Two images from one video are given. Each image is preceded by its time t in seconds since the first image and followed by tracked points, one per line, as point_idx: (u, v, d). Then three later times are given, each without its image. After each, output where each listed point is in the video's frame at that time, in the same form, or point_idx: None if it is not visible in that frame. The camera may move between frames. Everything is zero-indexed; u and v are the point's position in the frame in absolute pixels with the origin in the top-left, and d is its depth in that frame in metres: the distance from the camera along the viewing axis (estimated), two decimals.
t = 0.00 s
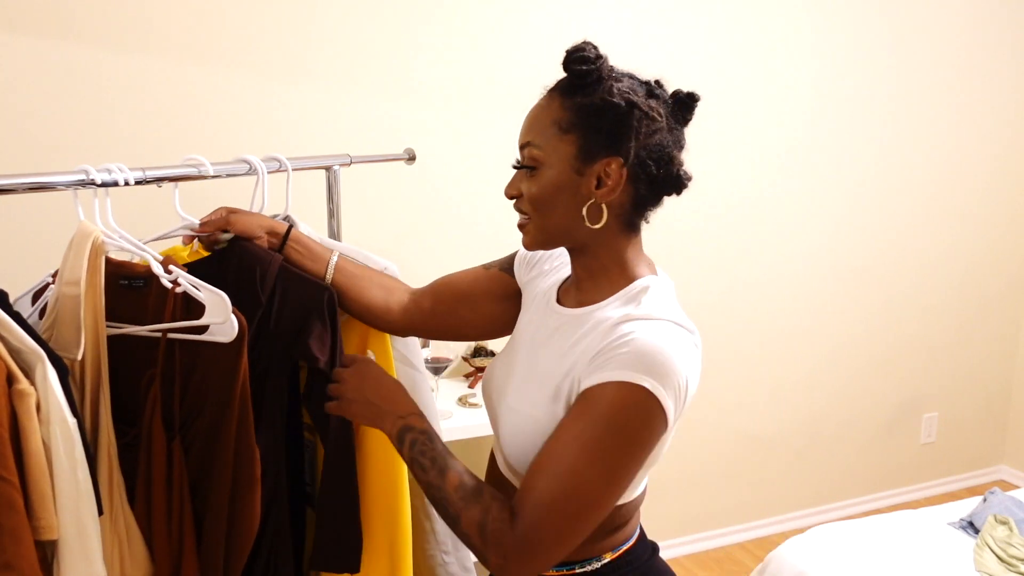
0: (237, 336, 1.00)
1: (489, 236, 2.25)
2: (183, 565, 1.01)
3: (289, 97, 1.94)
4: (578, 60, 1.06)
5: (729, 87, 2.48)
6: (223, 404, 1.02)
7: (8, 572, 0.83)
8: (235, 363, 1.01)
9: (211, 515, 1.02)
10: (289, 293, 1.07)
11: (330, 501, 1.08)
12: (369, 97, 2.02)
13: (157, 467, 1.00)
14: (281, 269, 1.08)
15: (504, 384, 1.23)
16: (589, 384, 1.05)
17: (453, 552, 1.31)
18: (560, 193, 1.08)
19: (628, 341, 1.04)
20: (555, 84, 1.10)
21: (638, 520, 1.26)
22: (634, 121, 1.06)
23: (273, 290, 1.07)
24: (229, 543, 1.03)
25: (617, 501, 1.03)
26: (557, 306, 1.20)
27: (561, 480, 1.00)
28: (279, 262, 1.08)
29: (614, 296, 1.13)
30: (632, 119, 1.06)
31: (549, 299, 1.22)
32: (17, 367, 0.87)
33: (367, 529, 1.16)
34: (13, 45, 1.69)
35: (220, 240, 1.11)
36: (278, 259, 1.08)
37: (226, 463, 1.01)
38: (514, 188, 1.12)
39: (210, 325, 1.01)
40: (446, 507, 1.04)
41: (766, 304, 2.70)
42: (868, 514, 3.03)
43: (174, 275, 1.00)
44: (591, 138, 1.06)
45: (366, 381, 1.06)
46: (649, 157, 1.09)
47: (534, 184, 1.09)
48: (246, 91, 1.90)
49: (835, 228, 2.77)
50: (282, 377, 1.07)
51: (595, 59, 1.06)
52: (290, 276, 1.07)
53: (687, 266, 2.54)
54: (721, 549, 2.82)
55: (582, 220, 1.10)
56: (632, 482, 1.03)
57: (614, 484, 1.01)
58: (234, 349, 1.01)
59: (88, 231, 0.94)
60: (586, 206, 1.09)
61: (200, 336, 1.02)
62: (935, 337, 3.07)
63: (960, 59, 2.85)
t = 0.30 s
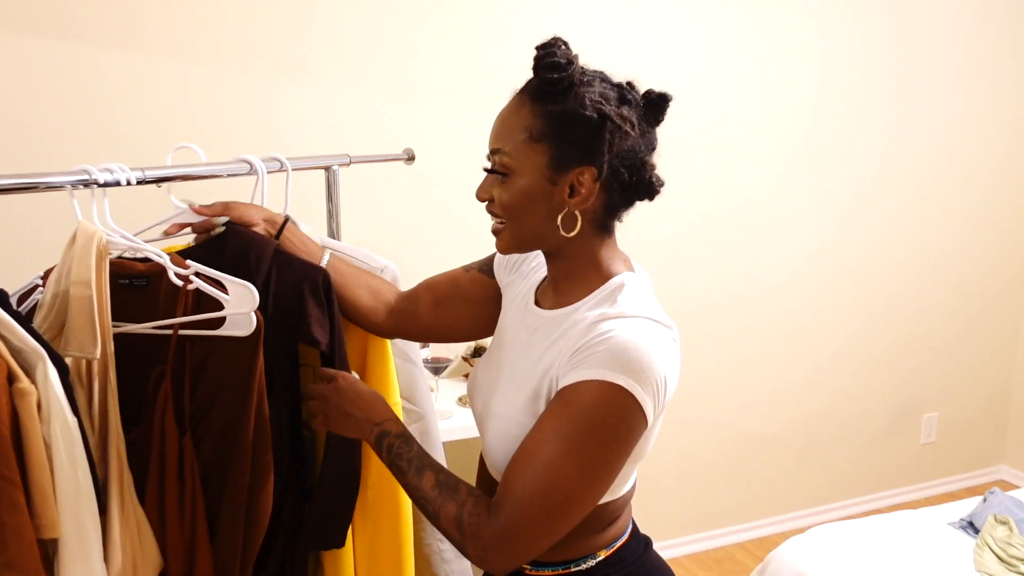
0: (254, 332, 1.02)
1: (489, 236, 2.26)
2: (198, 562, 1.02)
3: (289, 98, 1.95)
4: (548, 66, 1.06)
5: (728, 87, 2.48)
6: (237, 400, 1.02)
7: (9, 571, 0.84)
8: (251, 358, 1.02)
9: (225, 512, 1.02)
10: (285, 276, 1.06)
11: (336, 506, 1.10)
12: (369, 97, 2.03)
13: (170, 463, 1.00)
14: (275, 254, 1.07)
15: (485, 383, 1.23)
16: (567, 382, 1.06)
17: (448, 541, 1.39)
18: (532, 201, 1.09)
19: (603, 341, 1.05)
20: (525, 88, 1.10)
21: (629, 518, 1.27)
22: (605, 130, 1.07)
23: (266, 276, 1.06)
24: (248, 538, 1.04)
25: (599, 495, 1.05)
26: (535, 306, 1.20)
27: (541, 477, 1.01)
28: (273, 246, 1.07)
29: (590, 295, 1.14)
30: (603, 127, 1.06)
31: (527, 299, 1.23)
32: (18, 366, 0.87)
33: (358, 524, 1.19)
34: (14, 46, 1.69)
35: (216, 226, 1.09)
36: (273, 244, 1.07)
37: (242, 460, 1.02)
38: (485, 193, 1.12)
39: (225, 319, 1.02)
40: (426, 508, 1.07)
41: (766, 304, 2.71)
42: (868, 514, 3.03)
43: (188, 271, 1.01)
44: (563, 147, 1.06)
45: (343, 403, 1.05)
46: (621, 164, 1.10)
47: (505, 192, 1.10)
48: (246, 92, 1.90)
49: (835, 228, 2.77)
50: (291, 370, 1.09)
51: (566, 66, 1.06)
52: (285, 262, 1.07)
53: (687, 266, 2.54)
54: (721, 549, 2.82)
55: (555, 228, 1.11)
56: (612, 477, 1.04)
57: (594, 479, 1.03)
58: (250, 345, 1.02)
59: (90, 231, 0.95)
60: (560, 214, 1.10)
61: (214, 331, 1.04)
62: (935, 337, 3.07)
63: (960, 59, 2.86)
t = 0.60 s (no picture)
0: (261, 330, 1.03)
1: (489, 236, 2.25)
2: (207, 559, 1.01)
3: (289, 97, 1.94)
4: (535, 75, 1.05)
5: (729, 87, 2.48)
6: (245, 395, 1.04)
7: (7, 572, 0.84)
8: (257, 355, 1.04)
9: (233, 508, 1.03)
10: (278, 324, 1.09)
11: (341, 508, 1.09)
12: (370, 97, 2.03)
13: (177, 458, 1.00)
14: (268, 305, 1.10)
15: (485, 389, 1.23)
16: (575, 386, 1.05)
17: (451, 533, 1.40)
18: (523, 211, 1.09)
19: (611, 340, 1.05)
20: (511, 94, 1.09)
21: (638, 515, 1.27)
22: (593, 140, 1.06)
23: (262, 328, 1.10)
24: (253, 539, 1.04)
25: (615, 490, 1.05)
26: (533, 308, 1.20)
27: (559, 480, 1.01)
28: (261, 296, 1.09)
29: (591, 294, 1.13)
30: (591, 137, 1.06)
31: (524, 303, 1.22)
32: (18, 367, 0.87)
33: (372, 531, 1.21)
34: (13, 45, 1.69)
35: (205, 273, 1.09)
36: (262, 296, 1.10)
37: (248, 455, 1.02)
38: (475, 200, 1.12)
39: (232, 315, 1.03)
40: (444, 518, 1.08)
41: (766, 304, 2.70)
42: (868, 514, 3.03)
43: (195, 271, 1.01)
44: (550, 157, 1.06)
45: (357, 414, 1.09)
46: (610, 171, 1.10)
47: (494, 201, 1.09)
48: (246, 91, 1.90)
49: (835, 228, 2.77)
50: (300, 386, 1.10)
51: (553, 74, 1.05)
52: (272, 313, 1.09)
53: (687, 266, 2.54)
54: (721, 549, 2.82)
55: (547, 236, 1.11)
56: (627, 473, 1.04)
57: (611, 477, 1.03)
58: (257, 340, 1.03)
59: (90, 230, 0.94)
60: (550, 223, 1.10)
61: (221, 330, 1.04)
62: (935, 337, 3.07)
63: (960, 58, 2.85)
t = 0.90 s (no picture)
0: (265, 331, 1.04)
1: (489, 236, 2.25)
2: (209, 555, 1.02)
3: (288, 97, 1.94)
4: (541, 71, 1.05)
5: (728, 86, 2.48)
6: (247, 392, 1.05)
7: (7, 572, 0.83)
8: (263, 353, 1.05)
9: (235, 506, 1.04)
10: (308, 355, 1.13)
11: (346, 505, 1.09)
12: (370, 96, 2.02)
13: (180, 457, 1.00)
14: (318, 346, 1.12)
15: (497, 386, 1.23)
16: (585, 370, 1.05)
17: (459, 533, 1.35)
18: (528, 208, 1.08)
19: (619, 323, 1.05)
20: (519, 93, 1.09)
21: (656, 517, 1.27)
22: (599, 137, 1.05)
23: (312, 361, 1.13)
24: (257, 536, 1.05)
25: (632, 475, 1.03)
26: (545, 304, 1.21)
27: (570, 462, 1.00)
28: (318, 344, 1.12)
29: (599, 284, 1.14)
30: (597, 135, 1.05)
31: (534, 301, 1.23)
32: (18, 367, 0.86)
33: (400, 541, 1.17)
34: (13, 46, 1.69)
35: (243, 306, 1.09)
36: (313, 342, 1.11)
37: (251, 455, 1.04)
38: (482, 196, 1.12)
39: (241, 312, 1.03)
40: (460, 497, 1.06)
41: (766, 304, 2.70)
42: (868, 514, 3.03)
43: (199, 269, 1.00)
44: (556, 154, 1.06)
45: (380, 399, 1.05)
46: (616, 170, 1.09)
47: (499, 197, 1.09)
48: (246, 91, 1.90)
49: (835, 227, 2.77)
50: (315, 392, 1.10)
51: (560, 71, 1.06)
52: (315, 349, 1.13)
53: (687, 266, 2.54)
54: (721, 549, 2.82)
55: (551, 233, 1.11)
56: (642, 455, 1.03)
57: (625, 459, 1.01)
58: (264, 336, 1.04)
59: (91, 231, 0.94)
60: (553, 221, 1.10)
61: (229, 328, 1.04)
62: (935, 337, 3.07)
63: (960, 58, 2.85)
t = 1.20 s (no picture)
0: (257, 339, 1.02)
1: (489, 236, 2.25)
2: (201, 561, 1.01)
3: (288, 97, 1.94)
4: (581, 61, 1.07)
5: (728, 86, 2.47)
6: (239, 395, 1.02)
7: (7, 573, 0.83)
8: (252, 354, 1.02)
9: (226, 521, 1.02)
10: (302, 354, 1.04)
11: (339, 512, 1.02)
12: (369, 96, 2.02)
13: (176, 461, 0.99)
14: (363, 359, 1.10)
15: (534, 391, 1.20)
16: (638, 366, 1.04)
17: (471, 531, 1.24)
18: (571, 195, 1.07)
19: (670, 312, 1.03)
20: (559, 85, 1.10)
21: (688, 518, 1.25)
22: (641, 119, 1.06)
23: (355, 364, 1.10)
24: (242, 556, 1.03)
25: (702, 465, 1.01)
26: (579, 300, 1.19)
27: (638, 463, 0.98)
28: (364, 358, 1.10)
29: (638, 277, 1.13)
30: (639, 118, 1.06)
31: (565, 301, 1.21)
32: (17, 367, 0.86)
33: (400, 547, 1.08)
34: (13, 46, 1.69)
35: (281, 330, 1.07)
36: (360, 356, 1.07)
37: (243, 469, 1.02)
38: (521, 188, 1.11)
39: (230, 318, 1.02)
40: (543, 526, 1.01)
41: (766, 304, 2.70)
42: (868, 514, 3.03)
43: (193, 274, 1.00)
44: (599, 138, 1.06)
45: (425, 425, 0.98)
46: (657, 155, 1.09)
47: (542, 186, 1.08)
48: (246, 90, 1.90)
49: (836, 227, 2.77)
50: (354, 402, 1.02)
51: (600, 60, 1.07)
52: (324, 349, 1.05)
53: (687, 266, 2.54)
54: (721, 549, 2.82)
55: (593, 221, 1.09)
56: (709, 443, 1.01)
57: (694, 448, 0.99)
58: (252, 342, 1.02)
59: (91, 231, 0.94)
60: (596, 207, 1.08)
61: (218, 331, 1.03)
62: (935, 337, 3.07)
63: (961, 58, 2.85)
